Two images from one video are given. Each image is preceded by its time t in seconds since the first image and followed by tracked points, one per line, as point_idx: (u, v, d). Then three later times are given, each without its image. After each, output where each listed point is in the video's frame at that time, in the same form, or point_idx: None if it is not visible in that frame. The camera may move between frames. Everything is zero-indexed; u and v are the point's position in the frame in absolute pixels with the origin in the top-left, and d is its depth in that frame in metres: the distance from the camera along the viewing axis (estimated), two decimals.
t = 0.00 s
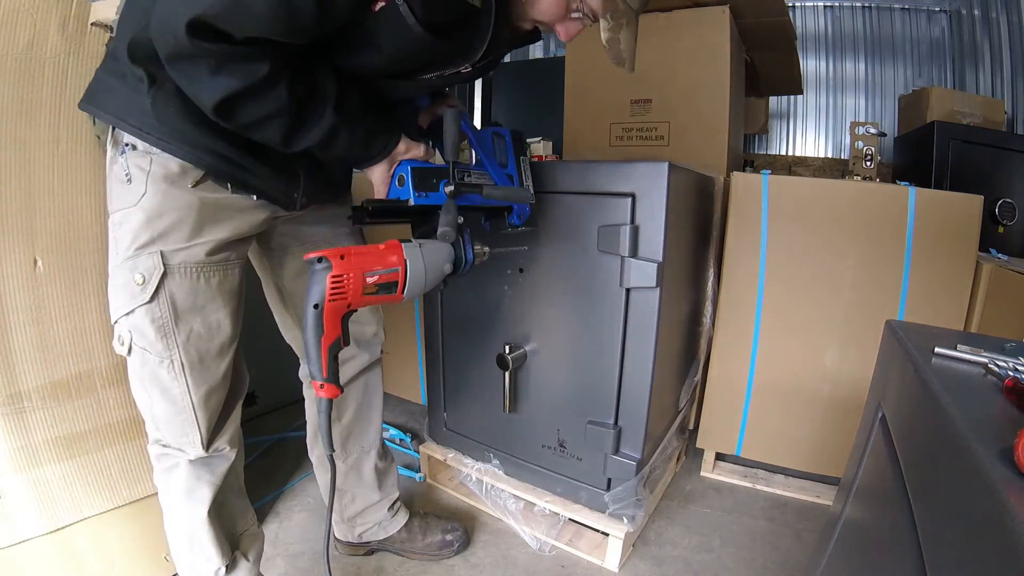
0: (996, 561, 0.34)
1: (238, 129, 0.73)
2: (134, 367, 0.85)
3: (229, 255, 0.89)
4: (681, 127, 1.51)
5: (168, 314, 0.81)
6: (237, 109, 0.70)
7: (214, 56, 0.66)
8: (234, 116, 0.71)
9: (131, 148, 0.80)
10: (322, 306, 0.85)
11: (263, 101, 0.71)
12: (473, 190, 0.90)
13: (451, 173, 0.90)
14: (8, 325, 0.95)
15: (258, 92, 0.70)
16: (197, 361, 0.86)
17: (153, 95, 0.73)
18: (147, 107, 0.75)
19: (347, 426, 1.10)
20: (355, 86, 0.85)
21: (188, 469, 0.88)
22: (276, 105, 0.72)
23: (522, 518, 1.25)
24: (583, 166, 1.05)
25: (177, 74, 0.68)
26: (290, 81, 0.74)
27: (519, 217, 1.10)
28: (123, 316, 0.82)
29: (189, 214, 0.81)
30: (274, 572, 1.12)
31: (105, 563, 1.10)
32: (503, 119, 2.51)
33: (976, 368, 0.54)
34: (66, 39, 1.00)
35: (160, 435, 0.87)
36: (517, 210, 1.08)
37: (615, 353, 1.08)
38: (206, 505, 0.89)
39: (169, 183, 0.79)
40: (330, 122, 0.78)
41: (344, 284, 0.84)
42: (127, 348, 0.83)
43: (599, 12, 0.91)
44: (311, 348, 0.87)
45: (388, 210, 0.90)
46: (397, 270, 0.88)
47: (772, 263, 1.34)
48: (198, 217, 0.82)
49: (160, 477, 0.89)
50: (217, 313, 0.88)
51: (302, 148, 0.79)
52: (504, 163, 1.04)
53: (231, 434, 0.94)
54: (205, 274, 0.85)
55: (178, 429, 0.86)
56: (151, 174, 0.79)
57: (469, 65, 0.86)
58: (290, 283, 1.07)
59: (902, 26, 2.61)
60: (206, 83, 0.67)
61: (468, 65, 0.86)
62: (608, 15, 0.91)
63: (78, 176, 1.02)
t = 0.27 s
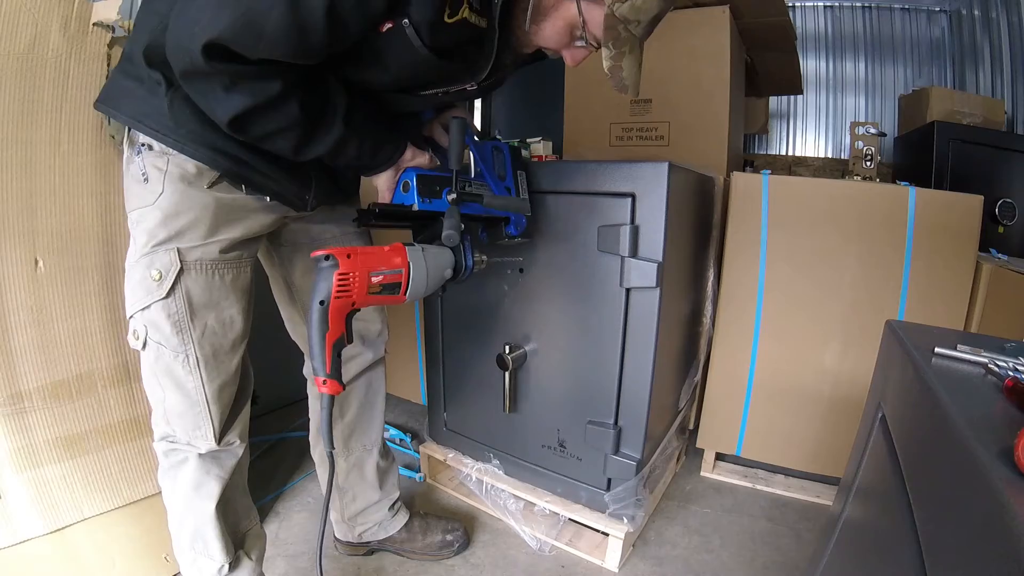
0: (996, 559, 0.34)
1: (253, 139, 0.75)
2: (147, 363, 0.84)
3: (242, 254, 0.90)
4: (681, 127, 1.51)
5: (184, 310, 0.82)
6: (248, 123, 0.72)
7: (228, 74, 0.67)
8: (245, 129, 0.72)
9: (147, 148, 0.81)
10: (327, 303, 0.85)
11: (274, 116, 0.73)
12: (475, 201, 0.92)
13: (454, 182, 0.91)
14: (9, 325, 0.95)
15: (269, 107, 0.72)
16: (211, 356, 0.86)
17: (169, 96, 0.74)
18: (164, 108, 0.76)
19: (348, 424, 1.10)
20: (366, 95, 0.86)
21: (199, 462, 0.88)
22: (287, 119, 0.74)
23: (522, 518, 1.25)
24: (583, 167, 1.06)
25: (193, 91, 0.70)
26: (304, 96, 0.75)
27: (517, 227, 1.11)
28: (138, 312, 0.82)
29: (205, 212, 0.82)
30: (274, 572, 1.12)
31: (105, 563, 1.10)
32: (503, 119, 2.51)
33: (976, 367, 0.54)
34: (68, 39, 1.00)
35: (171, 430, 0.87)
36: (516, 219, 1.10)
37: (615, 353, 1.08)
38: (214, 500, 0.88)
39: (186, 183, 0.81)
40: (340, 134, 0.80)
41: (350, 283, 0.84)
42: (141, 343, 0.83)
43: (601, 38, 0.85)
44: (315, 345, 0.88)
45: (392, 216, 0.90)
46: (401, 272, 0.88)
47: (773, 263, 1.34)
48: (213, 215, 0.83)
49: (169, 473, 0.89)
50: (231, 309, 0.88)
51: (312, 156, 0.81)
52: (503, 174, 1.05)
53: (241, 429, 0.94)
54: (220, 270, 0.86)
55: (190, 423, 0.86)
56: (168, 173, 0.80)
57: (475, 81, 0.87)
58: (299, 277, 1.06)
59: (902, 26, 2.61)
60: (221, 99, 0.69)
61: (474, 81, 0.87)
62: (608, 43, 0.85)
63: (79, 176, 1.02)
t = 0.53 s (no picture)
0: (995, 559, 0.34)
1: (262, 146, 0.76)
2: (154, 363, 0.84)
3: (250, 255, 0.90)
4: (681, 127, 1.51)
5: (194, 309, 0.82)
6: (258, 131, 0.73)
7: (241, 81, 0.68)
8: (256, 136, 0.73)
9: (156, 148, 0.81)
10: (339, 306, 0.85)
11: (284, 123, 0.73)
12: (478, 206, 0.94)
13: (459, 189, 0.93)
14: (9, 325, 0.95)
15: (279, 115, 0.72)
16: (220, 355, 0.86)
17: (181, 98, 0.74)
18: (175, 110, 0.76)
19: (348, 424, 1.10)
20: (374, 104, 0.87)
21: (205, 461, 0.87)
22: (297, 126, 0.74)
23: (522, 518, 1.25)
24: (583, 167, 1.06)
25: (205, 96, 0.70)
26: (314, 105, 0.76)
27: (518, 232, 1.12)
28: (147, 311, 0.82)
29: (215, 214, 0.82)
30: (274, 572, 1.12)
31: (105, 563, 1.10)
32: (503, 119, 2.51)
33: (976, 367, 0.54)
34: (68, 39, 1.00)
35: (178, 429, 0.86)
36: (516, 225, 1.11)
37: (615, 353, 1.08)
38: (220, 498, 0.88)
39: (196, 184, 0.81)
40: (348, 142, 0.80)
41: (360, 286, 0.85)
42: (149, 342, 0.83)
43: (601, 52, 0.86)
44: (327, 346, 0.87)
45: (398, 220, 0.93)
46: (409, 275, 0.89)
47: (773, 263, 1.34)
48: (223, 217, 0.83)
49: (174, 473, 0.88)
50: (239, 310, 0.88)
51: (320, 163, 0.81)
52: (504, 180, 1.07)
53: (247, 428, 0.94)
54: (229, 271, 0.86)
55: (199, 421, 0.85)
56: (178, 174, 0.80)
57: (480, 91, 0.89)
58: (304, 279, 1.06)
59: (902, 26, 2.61)
60: (232, 107, 0.70)
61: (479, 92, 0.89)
62: (606, 57, 0.85)
63: (79, 176, 1.02)
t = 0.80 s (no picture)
0: (996, 560, 0.34)
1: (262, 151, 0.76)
2: (159, 361, 0.84)
3: (253, 254, 0.90)
4: (681, 127, 1.51)
5: (200, 308, 0.82)
6: (262, 136, 0.73)
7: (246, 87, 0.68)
8: (259, 142, 0.73)
9: (161, 149, 0.81)
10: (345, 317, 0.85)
11: (287, 129, 0.74)
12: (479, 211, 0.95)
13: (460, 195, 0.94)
14: (9, 325, 0.95)
15: (283, 121, 0.73)
16: (226, 354, 0.86)
17: (186, 101, 0.74)
18: (180, 112, 0.76)
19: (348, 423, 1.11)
20: (377, 108, 0.87)
21: (209, 461, 0.87)
22: (301, 132, 0.75)
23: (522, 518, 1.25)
24: (583, 167, 1.05)
25: (208, 100, 0.71)
26: (318, 111, 0.76)
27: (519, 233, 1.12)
28: (153, 310, 0.81)
29: (221, 214, 0.82)
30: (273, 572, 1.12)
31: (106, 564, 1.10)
32: (503, 119, 2.51)
33: (976, 367, 0.54)
34: (68, 39, 1.00)
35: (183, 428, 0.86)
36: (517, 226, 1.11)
37: (615, 353, 1.08)
38: (225, 497, 0.89)
39: (202, 185, 0.81)
40: (351, 148, 0.81)
41: (365, 296, 0.85)
42: (154, 341, 0.83)
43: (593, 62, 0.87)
44: (334, 357, 0.88)
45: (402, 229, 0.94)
46: (413, 284, 0.89)
47: (773, 263, 1.34)
48: (228, 217, 0.83)
49: (178, 472, 0.88)
50: (243, 308, 0.88)
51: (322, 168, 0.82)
52: (505, 183, 1.07)
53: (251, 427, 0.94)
54: (233, 269, 0.86)
55: (205, 419, 0.85)
56: (183, 175, 0.80)
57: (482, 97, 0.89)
58: (306, 278, 1.06)
59: (902, 26, 2.61)
60: (237, 112, 0.70)
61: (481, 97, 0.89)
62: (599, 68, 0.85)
63: (79, 176, 1.02)
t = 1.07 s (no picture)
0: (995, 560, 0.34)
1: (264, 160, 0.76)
2: (162, 361, 0.83)
3: (255, 253, 0.90)
4: (681, 127, 1.51)
5: (204, 306, 0.82)
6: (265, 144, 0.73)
7: (247, 95, 0.69)
8: (262, 150, 0.73)
9: (163, 148, 0.81)
10: (355, 327, 0.85)
11: (290, 137, 0.74)
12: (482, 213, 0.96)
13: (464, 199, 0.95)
14: (9, 325, 0.95)
15: (285, 129, 0.73)
16: (230, 353, 0.86)
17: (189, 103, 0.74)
18: (181, 113, 0.76)
19: (348, 423, 1.11)
20: (377, 115, 0.88)
21: (216, 463, 0.87)
22: (304, 139, 0.75)
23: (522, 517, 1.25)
24: (583, 167, 1.05)
25: (209, 108, 0.70)
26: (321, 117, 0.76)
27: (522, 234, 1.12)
28: (156, 309, 0.81)
29: (223, 212, 0.82)
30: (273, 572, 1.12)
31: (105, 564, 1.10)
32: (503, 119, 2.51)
33: (977, 367, 0.54)
34: (68, 39, 1.00)
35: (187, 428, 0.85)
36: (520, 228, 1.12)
37: (615, 352, 1.08)
38: (234, 500, 0.89)
39: (204, 183, 0.81)
40: (353, 155, 0.81)
41: (374, 305, 0.85)
42: (157, 341, 0.82)
43: (591, 72, 0.87)
44: (345, 366, 0.88)
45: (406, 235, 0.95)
46: (420, 290, 0.90)
47: (772, 263, 1.34)
48: (231, 216, 0.83)
49: (181, 475, 0.87)
50: (247, 306, 0.88)
51: (325, 175, 0.82)
52: (506, 184, 1.08)
53: (256, 426, 0.94)
54: (236, 267, 0.86)
55: (210, 419, 0.85)
56: (186, 173, 0.80)
57: (486, 102, 0.89)
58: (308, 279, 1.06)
59: (902, 26, 2.61)
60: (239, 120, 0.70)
61: (485, 103, 0.89)
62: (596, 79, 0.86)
63: (79, 176, 1.02)
